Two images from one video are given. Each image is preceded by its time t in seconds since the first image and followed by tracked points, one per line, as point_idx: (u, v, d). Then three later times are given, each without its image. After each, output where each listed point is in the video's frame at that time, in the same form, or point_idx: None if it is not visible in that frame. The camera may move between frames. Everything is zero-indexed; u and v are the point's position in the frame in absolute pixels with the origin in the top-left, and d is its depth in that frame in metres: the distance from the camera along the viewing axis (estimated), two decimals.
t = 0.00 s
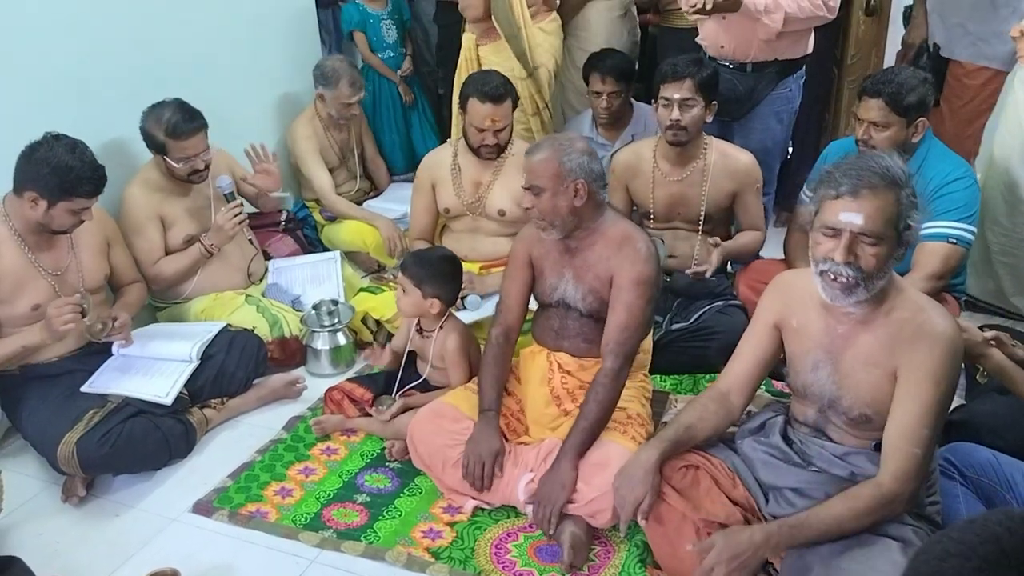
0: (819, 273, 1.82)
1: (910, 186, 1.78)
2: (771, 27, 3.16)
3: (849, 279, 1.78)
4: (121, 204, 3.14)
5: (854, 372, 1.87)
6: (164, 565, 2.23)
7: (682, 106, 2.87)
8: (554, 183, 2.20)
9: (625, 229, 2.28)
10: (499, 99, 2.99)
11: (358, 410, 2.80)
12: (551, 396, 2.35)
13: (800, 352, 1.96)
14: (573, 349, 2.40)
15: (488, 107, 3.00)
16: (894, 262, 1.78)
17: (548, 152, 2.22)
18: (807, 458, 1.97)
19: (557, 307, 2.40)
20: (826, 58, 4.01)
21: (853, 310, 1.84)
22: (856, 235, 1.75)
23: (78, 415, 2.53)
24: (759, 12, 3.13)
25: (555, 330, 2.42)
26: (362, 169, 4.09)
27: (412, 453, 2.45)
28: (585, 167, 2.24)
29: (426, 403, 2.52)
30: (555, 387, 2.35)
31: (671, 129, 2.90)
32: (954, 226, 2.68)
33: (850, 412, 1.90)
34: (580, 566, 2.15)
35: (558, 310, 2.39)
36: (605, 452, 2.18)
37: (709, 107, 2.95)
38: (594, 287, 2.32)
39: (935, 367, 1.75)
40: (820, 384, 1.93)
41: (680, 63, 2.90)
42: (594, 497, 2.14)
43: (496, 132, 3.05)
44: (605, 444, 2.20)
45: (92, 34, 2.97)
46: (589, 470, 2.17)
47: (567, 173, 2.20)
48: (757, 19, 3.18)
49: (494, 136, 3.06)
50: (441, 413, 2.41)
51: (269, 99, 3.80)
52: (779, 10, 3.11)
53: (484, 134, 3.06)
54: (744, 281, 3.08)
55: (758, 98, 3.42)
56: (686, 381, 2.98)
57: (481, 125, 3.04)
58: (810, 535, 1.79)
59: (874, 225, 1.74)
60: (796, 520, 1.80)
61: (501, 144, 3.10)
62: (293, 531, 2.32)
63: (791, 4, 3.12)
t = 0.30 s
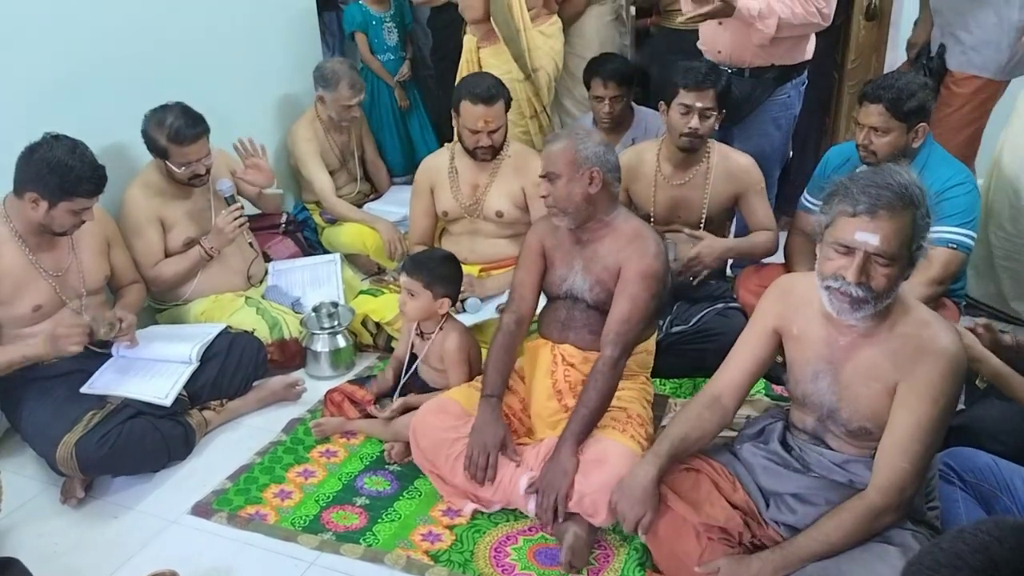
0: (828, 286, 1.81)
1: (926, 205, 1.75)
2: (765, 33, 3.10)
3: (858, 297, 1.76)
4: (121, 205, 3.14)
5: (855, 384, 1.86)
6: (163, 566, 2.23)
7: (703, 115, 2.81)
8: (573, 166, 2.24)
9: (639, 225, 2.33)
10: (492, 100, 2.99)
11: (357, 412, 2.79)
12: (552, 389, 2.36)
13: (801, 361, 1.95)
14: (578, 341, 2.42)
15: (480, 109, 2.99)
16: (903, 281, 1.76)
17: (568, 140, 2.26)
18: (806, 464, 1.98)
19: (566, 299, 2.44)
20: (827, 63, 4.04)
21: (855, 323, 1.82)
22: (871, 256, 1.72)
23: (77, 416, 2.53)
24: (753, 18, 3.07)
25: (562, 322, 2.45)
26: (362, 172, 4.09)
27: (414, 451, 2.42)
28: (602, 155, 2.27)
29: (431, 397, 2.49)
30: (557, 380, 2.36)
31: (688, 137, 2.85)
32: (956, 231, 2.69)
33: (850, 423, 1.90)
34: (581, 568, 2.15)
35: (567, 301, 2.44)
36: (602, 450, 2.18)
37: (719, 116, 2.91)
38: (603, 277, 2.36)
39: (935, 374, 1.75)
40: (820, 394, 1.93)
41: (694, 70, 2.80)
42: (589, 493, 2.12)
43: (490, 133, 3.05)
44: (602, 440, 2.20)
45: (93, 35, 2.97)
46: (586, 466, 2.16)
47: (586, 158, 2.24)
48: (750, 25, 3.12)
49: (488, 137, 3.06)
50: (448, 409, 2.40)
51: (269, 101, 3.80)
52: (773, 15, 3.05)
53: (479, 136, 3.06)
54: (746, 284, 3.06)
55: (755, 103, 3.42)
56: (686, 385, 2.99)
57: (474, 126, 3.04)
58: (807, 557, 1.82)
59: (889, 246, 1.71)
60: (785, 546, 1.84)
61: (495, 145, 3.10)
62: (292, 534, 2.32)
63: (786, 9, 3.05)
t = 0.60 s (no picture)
0: (826, 309, 1.79)
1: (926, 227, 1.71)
2: (758, 31, 3.02)
3: (858, 324, 1.75)
4: (121, 205, 3.13)
5: (852, 400, 1.86)
6: (161, 567, 2.22)
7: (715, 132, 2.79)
8: (578, 153, 2.27)
9: (641, 219, 2.35)
10: (480, 100, 2.98)
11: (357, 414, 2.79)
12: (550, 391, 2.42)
13: (796, 375, 1.94)
14: (574, 344, 2.44)
15: (470, 109, 2.99)
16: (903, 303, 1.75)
17: (576, 129, 2.29)
18: (804, 470, 1.97)
19: (564, 295, 2.46)
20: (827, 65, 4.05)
21: (854, 343, 1.82)
22: (872, 286, 1.70)
23: (76, 417, 2.53)
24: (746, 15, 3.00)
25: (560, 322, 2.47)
26: (361, 173, 4.09)
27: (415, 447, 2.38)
28: (608, 145, 2.30)
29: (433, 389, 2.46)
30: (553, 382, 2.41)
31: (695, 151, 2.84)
32: (956, 233, 2.69)
33: (848, 437, 1.89)
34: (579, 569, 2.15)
35: (565, 298, 2.46)
36: (592, 435, 2.23)
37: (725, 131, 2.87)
38: (604, 270, 2.37)
39: (933, 383, 1.75)
40: (818, 408, 1.92)
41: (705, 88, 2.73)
42: (576, 468, 2.18)
43: (481, 132, 3.05)
44: (592, 420, 2.28)
45: (93, 35, 2.97)
46: (572, 442, 2.25)
47: (592, 146, 2.26)
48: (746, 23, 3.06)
49: (480, 137, 3.05)
50: (452, 404, 2.37)
51: (269, 102, 3.80)
52: (766, 13, 2.96)
53: (471, 136, 3.06)
54: (744, 287, 3.08)
55: (756, 103, 3.46)
56: (685, 386, 2.99)
57: (466, 126, 3.04)
58: (803, 563, 1.82)
59: (891, 274, 1.68)
60: (780, 552, 1.85)
61: (488, 144, 3.09)
62: (292, 535, 2.31)
63: (778, 7, 2.94)
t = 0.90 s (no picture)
0: (821, 337, 1.78)
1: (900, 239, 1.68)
2: (759, 35, 3.10)
3: (853, 347, 1.74)
4: (119, 204, 3.13)
5: (848, 409, 1.84)
6: (159, 567, 2.22)
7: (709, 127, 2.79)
8: (566, 147, 2.26)
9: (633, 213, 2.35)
10: (473, 100, 2.98)
11: (356, 413, 2.79)
12: (542, 403, 2.42)
13: (792, 382, 1.93)
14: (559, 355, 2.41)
15: (467, 109, 2.99)
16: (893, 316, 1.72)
17: (565, 122, 2.29)
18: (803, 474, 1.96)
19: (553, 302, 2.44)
20: (828, 65, 4.05)
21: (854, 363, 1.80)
22: (856, 310, 1.67)
23: (74, 417, 2.53)
24: (748, 20, 3.07)
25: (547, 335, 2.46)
26: (360, 172, 4.09)
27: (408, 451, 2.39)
28: (598, 139, 2.29)
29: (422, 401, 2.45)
30: (546, 395, 2.42)
31: (694, 149, 2.83)
32: (955, 234, 2.69)
33: (845, 445, 1.88)
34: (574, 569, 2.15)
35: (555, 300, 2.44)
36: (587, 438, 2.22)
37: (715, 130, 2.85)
38: (591, 267, 2.35)
39: (931, 389, 1.73)
40: (813, 417, 1.90)
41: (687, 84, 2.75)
42: (577, 485, 2.15)
43: (477, 131, 3.05)
44: (590, 434, 2.24)
45: (91, 33, 2.96)
46: (571, 458, 2.21)
47: (582, 139, 2.26)
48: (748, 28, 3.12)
49: (476, 136, 3.05)
50: (439, 412, 2.36)
51: (267, 101, 3.79)
52: (767, 18, 3.05)
53: (467, 135, 3.06)
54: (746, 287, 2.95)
55: (756, 103, 3.43)
56: (684, 386, 2.98)
57: (461, 126, 3.04)
58: (801, 565, 1.83)
59: (876, 292, 1.65)
60: (779, 553, 1.87)
61: (485, 144, 3.09)
62: (290, 535, 2.31)
63: (780, 11, 3.03)
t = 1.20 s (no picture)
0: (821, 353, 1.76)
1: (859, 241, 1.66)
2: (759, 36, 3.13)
3: (850, 355, 1.74)
4: (116, 202, 3.12)
5: (841, 407, 1.83)
6: (155, 567, 2.22)
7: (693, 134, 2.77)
8: (548, 149, 2.24)
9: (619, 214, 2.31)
10: (475, 102, 2.98)
11: (354, 413, 2.79)
12: (536, 408, 2.43)
13: (788, 380, 1.92)
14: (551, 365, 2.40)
15: (467, 111, 2.99)
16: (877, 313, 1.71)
17: (546, 123, 2.29)
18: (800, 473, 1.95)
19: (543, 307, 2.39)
20: (828, 65, 4.04)
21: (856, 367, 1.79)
22: (841, 321, 1.66)
23: (70, 415, 2.52)
24: (747, 23, 3.09)
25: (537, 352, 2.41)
26: (359, 171, 4.07)
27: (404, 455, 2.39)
28: (580, 139, 2.26)
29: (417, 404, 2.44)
30: (539, 400, 2.42)
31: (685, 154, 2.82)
32: (954, 237, 2.67)
33: (840, 443, 1.86)
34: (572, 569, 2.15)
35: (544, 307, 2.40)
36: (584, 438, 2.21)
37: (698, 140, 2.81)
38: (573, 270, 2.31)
39: (922, 386, 1.72)
40: (808, 415, 1.89)
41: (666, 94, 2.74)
42: (571, 492, 2.12)
43: (477, 134, 3.05)
44: (585, 439, 2.21)
45: (89, 32, 2.95)
46: (566, 464, 2.18)
47: (563, 141, 2.23)
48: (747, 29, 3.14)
49: (475, 139, 3.05)
50: (434, 413, 2.35)
51: (264, 99, 3.78)
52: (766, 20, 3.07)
53: (467, 138, 3.05)
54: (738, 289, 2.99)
55: (755, 103, 3.40)
56: (683, 386, 2.98)
57: (461, 128, 3.04)
58: (799, 567, 1.83)
59: (859, 298, 1.64)
60: (776, 557, 1.86)
61: (483, 146, 3.09)
62: (287, 535, 2.30)
63: (780, 13, 3.07)
